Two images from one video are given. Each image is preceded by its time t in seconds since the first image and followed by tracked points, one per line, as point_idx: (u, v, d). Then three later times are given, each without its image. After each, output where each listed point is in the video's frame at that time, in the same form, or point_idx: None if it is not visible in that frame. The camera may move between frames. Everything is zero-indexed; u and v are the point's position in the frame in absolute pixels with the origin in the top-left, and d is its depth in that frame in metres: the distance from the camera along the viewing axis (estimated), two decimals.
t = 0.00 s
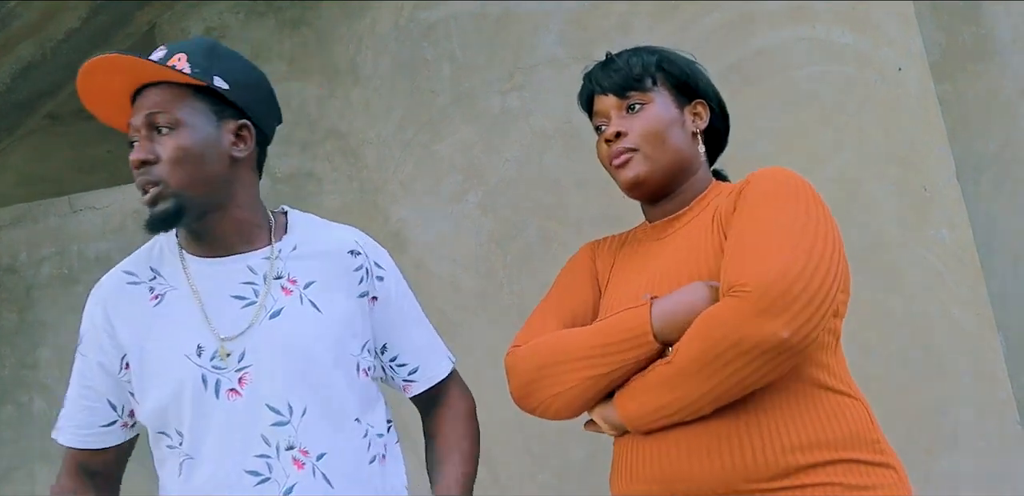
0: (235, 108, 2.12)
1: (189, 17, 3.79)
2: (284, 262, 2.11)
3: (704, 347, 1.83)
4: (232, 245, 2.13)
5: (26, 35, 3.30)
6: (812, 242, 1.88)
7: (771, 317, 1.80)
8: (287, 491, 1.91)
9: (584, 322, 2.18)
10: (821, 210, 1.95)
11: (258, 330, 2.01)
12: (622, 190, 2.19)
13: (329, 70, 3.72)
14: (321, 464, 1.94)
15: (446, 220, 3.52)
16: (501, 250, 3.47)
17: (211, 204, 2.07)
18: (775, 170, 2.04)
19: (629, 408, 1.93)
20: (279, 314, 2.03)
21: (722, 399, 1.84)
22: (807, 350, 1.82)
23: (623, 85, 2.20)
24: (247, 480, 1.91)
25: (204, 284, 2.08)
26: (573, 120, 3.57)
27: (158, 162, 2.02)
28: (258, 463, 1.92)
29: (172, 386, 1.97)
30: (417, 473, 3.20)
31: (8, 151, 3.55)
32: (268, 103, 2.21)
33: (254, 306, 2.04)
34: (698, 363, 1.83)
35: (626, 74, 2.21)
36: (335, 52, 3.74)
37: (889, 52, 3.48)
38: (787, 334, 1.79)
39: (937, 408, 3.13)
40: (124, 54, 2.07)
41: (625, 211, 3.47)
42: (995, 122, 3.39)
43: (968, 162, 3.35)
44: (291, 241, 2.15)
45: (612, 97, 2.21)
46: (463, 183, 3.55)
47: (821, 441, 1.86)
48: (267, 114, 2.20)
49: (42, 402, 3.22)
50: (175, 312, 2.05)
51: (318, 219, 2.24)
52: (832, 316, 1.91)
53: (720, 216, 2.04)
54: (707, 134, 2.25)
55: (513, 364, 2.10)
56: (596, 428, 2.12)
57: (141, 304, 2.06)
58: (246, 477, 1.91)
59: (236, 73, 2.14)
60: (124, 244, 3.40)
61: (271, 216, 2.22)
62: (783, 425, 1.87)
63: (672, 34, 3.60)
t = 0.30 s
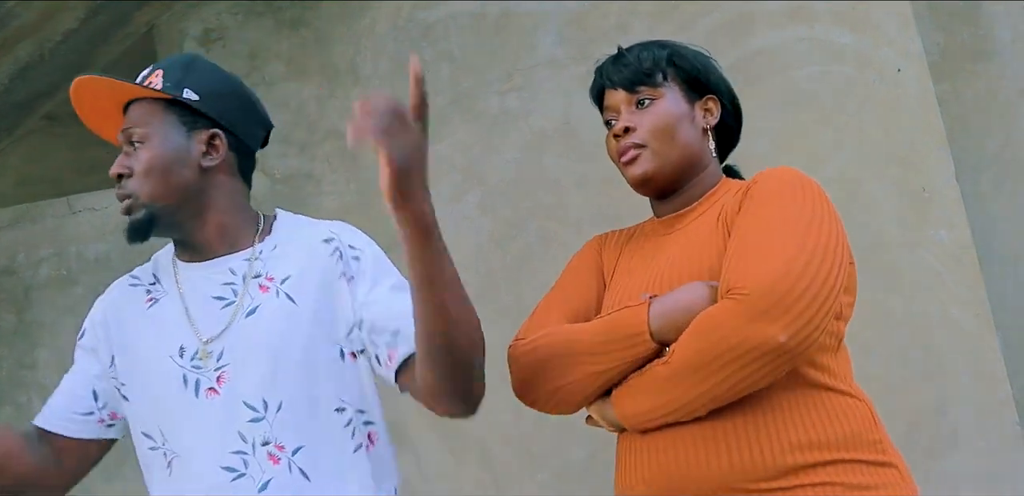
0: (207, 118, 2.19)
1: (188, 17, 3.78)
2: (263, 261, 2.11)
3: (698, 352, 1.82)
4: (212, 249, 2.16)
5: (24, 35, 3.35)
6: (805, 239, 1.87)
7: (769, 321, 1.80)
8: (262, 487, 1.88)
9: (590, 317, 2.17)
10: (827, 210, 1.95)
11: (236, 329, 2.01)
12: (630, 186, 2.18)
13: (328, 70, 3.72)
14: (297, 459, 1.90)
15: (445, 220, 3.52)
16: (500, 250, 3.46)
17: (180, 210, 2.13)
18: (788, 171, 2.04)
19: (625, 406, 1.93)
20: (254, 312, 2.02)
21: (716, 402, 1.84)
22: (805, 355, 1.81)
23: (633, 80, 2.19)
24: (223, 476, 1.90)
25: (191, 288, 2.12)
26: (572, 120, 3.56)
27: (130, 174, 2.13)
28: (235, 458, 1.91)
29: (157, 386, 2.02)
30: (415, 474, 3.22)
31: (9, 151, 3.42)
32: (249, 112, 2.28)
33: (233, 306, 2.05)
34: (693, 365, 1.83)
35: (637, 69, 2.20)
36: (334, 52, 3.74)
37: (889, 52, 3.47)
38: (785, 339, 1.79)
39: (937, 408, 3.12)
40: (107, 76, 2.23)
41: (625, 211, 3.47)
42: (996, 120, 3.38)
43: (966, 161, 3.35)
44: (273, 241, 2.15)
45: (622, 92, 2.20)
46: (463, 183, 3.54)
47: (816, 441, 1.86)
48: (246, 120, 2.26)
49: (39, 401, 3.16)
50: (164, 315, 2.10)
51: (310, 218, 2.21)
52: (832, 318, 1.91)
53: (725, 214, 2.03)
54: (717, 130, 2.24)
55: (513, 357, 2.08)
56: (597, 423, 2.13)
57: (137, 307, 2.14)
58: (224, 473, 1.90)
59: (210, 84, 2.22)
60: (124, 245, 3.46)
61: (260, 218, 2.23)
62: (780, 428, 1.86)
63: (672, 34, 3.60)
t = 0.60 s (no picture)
0: (190, 124, 2.18)
1: (186, 17, 3.79)
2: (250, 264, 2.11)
3: (703, 350, 1.83)
4: (201, 254, 2.15)
5: (21, 35, 3.34)
6: (812, 237, 1.88)
7: (773, 318, 1.80)
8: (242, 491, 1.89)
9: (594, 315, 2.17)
10: (830, 207, 1.95)
11: (220, 332, 2.02)
12: (632, 184, 2.18)
13: (326, 70, 3.72)
14: (278, 461, 1.90)
15: (443, 220, 3.52)
16: (498, 250, 3.46)
17: (164, 217, 2.12)
18: (795, 168, 2.05)
19: (628, 405, 1.93)
20: (239, 316, 2.02)
21: (721, 399, 1.84)
22: (811, 352, 1.81)
23: (634, 78, 2.19)
24: (205, 480, 1.91)
25: (181, 295, 2.12)
26: (569, 120, 3.56)
27: (115, 182, 2.12)
28: (216, 463, 1.91)
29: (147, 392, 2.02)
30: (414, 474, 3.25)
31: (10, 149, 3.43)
32: (237, 116, 2.25)
33: (218, 311, 2.05)
34: (699, 363, 1.83)
35: (637, 66, 2.19)
36: (331, 52, 3.73)
37: (887, 52, 3.48)
38: (789, 337, 1.79)
39: (937, 407, 3.13)
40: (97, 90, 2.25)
41: (625, 211, 3.45)
42: (995, 120, 3.37)
43: (964, 161, 3.35)
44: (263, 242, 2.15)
45: (623, 90, 2.19)
46: (461, 183, 3.55)
47: (816, 440, 1.86)
48: (234, 126, 2.23)
49: (37, 403, 3.27)
50: (155, 323, 2.10)
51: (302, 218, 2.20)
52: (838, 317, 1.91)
53: (729, 211, 2.03)
54: (720, 126, 2.23)
55: (518, 356, 2.09)
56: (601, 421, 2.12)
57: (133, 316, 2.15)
58: (206, 477, 1.91)
59: (194, 91, 2.21)
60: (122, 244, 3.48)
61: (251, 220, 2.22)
62: (781, 428, 1.87)
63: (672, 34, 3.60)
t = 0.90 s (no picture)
0: (187, 123, 2.16)
1: (182, 16, 3.80)
2: (247, 264, 2.07)
3: (703, 346, 1.83)
4: (198, 255, 2.13)
5: (17, 33, 3.36)
6: (820, 237, 1.88)
7: (775, 315, 1.80)
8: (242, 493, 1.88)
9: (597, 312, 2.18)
10: (833, 205, 1.95)
11: (217, 335, 1.99)
12: (636, 183, 2.19)
13: (323, 70, 3.71)
14: (277, 464, 1.89)
15: (441, 220, 3.52)
16: (496, 250, 3.46)
17: (162, 217, 2.12)
18: (800, 168, 2.04)
19: (630, 399, 1.93)
20: (237, 318, 1.99)
21: (721, 395, 1.84)
22: (812, 348, 1.81)
23: (635, 77, 2.18)
24: (203, 483, 1.90)
25: (177, 297, 2.10)
26: (568, 120, 3.56)
27: (112, 181, 2.12)
28: (214, 466, 1.90)
29: (145, 395, 2.00)
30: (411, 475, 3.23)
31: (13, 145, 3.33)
32: (235, 115, 2.23)
33: (216, 311, 2.02)
34: (699, 360, 1.83)
35: (639, 66, 2.19)
36: (329, 52, 3.73)
37: (885, 51, 3.48)
38: (790, 332, 1.80)
39: (935, 407, 3.15)
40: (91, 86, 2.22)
41: (626, 210, 3.44)
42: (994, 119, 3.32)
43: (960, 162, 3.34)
44: (258, 243, 2.11)
45: (625, 89, 2.19)
46: (459, 183, 3.55)
47: (815, 440, 1.86)
48: (231, 123, 2.22)
49: (34, 402, 3.24)
50: (151, 325, 2.09)
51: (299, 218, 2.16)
52: (838, 316, 1.91)
53: (732, 210, 2.03)
54: (723, 124, 2.23)
55: (523, 350, 2.10)
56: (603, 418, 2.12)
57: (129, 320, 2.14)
58: (204, 480, 1.90)
59: (191, 89, 2.18)
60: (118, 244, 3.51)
61: (247, 218, 2.19)
62: (780, 427, 1.87)
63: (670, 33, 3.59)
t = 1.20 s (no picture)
0: (231, 123, 2.15)
1: (180, 16, 3.80)
2: (252, 264, 2.06)
3: (703, 346, 1.84)
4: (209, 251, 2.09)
5: (15, 33, 3.36)
6: (824, 241, 1.89)
7: (773, 316, 1.81)
8: (252, 492, 1.85)
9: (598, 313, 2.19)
10: (833, 205, 1.96)
11: (224, 334, 1.96)
12: (637, 184, 2.20)
13: (321, 70, 3.72)
14: (287, 463, 1.87)
15: (439, 221, 3.53)
16: (494, 250, 3.47)
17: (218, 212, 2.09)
18: (797, 168, 2.06)
19: (629, 401, 1.94)
20: (243, 317, 1.97)
21: (722, 396, 1.85)
22: (811, 349, 1.82)
23: (636, 78, 2.19)
24: (211, 482, 1.87)
25: (178, 296, 2.06)
26: (565, 119, 3.57)
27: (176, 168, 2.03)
28: (223, 465, 1.87)
29: (149, 395, 1.96)
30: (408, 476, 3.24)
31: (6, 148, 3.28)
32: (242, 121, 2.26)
33: (221, 310, 2.00)
34: (697, 360, 1.84)
35: (639, 67, 2.20)
36: (327, 52, 3.73)
37: (882, 51, 3.49)
38: (787, 334, 1.80)
39: (930, 407, 3.16)
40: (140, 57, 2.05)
41: (623, 211, 3.45)
42: (989, 120, 3.39)
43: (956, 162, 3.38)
44: (263, 244, 2.09)
45: (626, 90, 2.20)
46: (456, 183, 3.56)
47: (816, 441, 1.87)
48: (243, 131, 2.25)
49: (32, 403, 3.25)
50: (151, 323, 2.04)
51: (300, 219, 2.15)
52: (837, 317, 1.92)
53: (732, 211, 2.04)
54: (724, 124, 2.23)
55: (523, 351, 2.12)
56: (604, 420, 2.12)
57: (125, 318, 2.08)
58: (213, 479, 1.87)
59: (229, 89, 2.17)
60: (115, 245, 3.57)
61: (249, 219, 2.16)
62: (779, 428, 1.88)
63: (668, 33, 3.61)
